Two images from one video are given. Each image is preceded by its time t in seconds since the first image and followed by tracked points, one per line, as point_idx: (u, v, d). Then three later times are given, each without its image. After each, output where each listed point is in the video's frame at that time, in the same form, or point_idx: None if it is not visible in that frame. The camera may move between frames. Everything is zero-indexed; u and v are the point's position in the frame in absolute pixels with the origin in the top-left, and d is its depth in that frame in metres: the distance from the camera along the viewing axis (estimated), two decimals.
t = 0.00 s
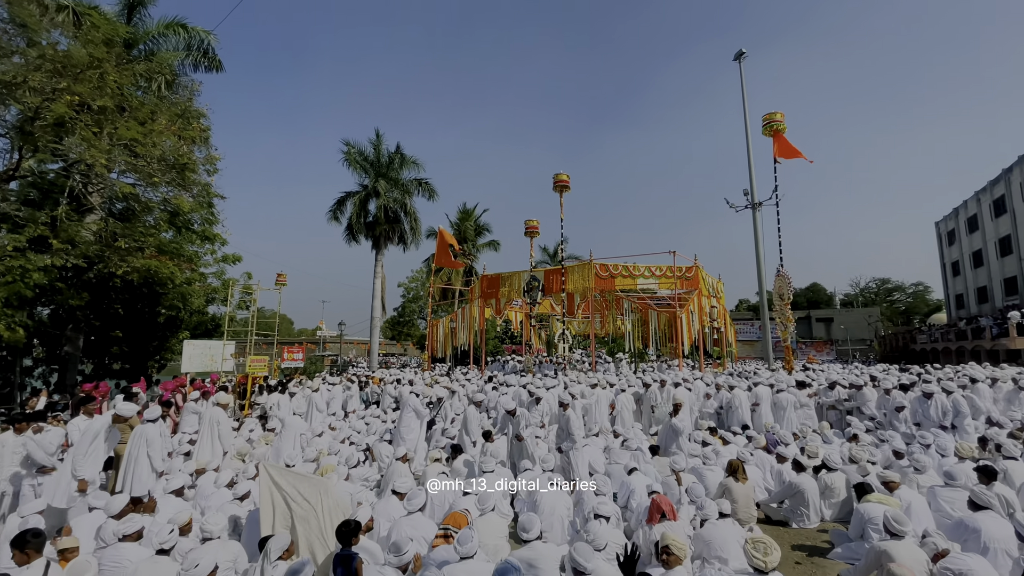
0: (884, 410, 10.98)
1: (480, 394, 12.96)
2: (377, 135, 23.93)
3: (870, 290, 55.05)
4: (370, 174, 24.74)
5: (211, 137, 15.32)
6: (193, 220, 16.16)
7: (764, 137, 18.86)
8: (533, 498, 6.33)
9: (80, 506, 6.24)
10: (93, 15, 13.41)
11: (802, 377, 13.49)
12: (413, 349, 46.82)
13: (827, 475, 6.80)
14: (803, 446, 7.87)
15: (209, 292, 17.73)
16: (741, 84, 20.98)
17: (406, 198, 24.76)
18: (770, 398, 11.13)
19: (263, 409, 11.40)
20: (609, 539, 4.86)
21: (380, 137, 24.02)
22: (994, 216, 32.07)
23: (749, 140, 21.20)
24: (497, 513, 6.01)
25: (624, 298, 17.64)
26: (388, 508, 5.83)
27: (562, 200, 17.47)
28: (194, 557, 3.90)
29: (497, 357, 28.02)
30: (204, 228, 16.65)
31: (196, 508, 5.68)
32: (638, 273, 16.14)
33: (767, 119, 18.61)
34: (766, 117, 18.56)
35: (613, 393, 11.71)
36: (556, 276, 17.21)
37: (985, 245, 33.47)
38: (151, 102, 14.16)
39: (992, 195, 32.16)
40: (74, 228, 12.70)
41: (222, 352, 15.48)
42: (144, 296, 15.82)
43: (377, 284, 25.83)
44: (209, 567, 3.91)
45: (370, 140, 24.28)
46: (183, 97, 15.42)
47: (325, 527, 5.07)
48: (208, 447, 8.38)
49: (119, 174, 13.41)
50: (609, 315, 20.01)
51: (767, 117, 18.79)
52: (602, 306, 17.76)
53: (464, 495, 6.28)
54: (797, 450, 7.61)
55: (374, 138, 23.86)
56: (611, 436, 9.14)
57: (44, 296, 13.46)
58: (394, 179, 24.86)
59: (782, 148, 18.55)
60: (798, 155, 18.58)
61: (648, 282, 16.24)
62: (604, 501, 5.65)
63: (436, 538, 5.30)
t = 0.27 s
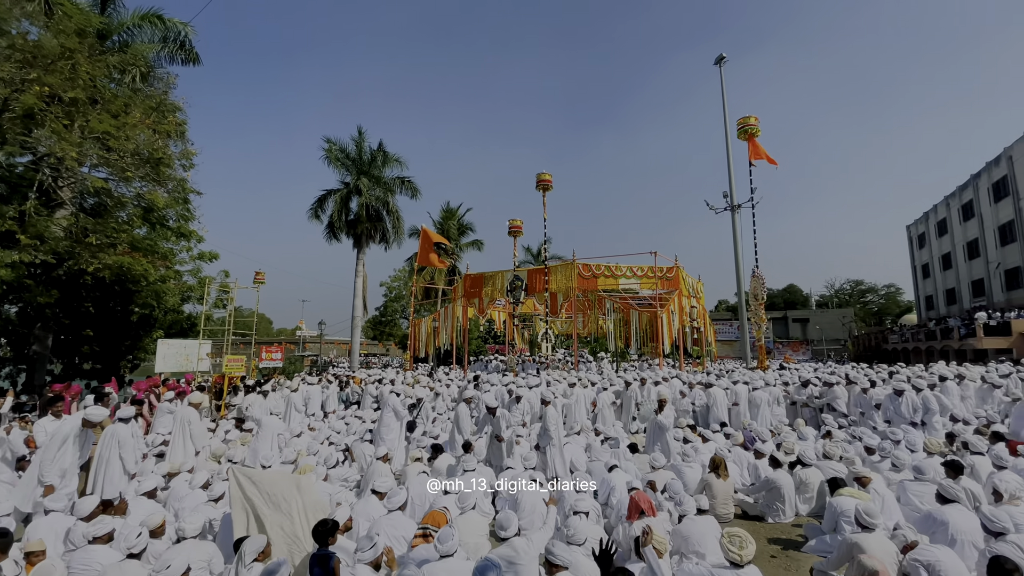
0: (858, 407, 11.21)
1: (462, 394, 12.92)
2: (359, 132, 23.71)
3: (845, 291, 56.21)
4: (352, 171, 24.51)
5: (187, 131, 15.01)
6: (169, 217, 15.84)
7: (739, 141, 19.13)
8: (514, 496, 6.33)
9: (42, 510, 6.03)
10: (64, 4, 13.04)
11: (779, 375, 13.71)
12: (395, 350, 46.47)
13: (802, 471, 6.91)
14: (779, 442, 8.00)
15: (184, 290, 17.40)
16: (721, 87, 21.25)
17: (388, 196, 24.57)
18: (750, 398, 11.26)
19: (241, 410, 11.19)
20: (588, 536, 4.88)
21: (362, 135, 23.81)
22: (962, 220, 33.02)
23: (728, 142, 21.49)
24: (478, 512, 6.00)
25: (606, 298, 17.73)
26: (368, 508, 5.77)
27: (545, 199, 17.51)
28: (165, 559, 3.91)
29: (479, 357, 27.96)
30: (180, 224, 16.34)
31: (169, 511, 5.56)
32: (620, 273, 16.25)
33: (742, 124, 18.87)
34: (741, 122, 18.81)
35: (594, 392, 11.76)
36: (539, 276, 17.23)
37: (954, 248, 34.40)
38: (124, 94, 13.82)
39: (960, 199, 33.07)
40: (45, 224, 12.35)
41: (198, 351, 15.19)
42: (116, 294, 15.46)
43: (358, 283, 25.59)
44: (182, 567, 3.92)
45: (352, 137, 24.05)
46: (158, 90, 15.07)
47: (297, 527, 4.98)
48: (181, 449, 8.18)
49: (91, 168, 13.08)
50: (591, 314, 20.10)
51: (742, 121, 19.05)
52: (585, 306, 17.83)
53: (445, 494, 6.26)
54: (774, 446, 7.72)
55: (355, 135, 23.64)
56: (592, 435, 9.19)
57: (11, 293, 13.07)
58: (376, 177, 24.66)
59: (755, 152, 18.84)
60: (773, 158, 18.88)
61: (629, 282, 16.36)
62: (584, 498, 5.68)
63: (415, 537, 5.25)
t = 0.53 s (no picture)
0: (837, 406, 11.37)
1: (446, 393, 12.85)
2: (344, 130, 23.50)
3: (825, 292, 57.09)
4: (336, 169, 24.29)
5: (166, 126, 14.74)
6: (146, 213, 15.54)
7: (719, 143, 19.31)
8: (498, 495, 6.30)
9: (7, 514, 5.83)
10: None
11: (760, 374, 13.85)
12: (379, 350, 46.15)
13: (782, 467, 6.99)
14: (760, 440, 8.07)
15: (161, 288, 17.13)
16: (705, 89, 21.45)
17: (373, 194, 24.37)
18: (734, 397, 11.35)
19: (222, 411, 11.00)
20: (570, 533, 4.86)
21: (346, 132, 23.59)
22: (937, 222, 33.74)
23: (711, 144, 21.69)
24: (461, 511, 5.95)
25: (591, 298, 17.77)
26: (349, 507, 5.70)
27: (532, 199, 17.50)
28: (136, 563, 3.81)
29: (464, 356, 27.87)
30: (158, 221, 16.05)
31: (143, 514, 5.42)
32: (605, 273, 16.29)
33: (722, 126, 19.07)
34: (721, 125, 19.01)
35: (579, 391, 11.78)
36: (525, 275, 17.20)
37: (929, 250, 35.12)
38: (100, 87, 13.52)
39: (936, 202, 33.78)
40: (17, 219, 12.02)
41: (176, 351, 14.94)
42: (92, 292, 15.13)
43: (342, 282, 25.36)
44: (154, 570, 3.83)
45: (336, 135, 23.82)
46: (136, 84, 14.79)
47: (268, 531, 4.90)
48: (154, 450, 7.98)
49: (65, 162, 12.79)
50: (576, 314, 20.13)
51: (722, 123, 19.25)
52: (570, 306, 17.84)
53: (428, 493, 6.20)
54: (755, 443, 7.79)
55: (340, 133, 23.42)
56: (576, 433, 9.19)
57: None
58: (361, 175, 24.46)
59: (736, 153, 19.04)
60: (753, 159, 19.08)
61: (615, 282, 16.41)
62: (567, 496, 5.66)
63: (396, 537, 5.19)
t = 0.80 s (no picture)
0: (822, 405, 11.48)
1: (434, 393, 12.79)
2: (332, 128, 23.32)
3: (810, 292, 57.76)
4: (324, 167, 24.09)
5: (149, 122, 14.50)
6: (128, 210, 15.30)
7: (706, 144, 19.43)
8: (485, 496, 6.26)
9: None
10: None
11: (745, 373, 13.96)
12: (367, 350, 45.89)
13: (768, 466, 7.04)
14: (746, 439, 8.14)
15: (143, 286, 16.89)
16: (694, 91, 21.60)
17: (361, 193, 24.20)
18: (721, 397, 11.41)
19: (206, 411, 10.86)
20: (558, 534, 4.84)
21: (334, 130, 23.41)
22: (919, 224, 34.28)
23: (699, 145, 21.82)
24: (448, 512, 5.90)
25: (580, 298, 17.78)
26: (334, 509, 5.63)
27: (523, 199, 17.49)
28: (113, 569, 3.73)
29: (453, 356, 27.77)
30: (140, 219, 15.80)
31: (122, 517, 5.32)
32: (594, 273, 16.33)
33: (709, 127, 19.22)
34: (708, 126, 19.15)
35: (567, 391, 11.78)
36: (514, 275, 17.18)
37: (910, 252, 35.69)
38: (82, 81, 13.27)
39: (917, 204, 34.33)
40: None
41: (159, 351, 14.72)
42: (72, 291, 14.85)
43: (329, 281, 25.15)
44: None
45: (324, 132, 23.63)
46: (118, 79, 14.56)
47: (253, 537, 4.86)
48: (131, 452, 7.81)
49: (45, 158, 12.54)
50: (565, 314, 20.14)
51: (709, 125, 19.40)
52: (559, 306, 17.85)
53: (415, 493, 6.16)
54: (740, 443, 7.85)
55: (328, 130, 23.24)
56: (564, 434, 9.19)
57: None
58: (349, 173, 24.29)
59: (722, 155, 19.19)
60: (740, 161, 19.24)
61: (603, 282, 16.44)
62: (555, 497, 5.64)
63: (382, 539, 5.14)
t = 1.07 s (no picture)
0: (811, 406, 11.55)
1: (425, 394, 12.72)
2: (322, 126, 23.16)
3: (798, 293, 58.24)
4: (314, 166, 23.94)
5: (135, 120, 14.32)
6: (114, 209, 15.10)
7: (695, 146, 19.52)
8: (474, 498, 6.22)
9: None
10: None
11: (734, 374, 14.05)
12: (357, 350, 45.65)
13: (757, 467, 7.09)
14: (736, 440, 8.16)
15: (128, 286, 16.65)
16: (685, 92, 21.71)
17: (352, 192, 24.06)
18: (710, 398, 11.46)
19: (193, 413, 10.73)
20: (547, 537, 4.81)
21: (325, 129, 23.25)
22: (906, 226, 34.68)
23: (690, 146, 21.91)
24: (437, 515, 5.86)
25: (571, 298, 17.78)
26: (322, 513, 5.58)
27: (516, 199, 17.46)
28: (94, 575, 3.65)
29: (444, 357, 27.67)
30: (126, 218, 15.59)
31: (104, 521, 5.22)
32: (586, 274, 16.34)
33: (698, 129, 19.31)
34: (697, 128, 19.24)
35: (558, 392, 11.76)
36: (506, 275, 17.14)
37: (897, 253, 36.09)
38: (67, 78, 13.08)
39: (904, 206, 34.73)
40: None
41: (145, 352, 14.54)
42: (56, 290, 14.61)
43: (319, 281, 24.98)
44: None
45: (314, 131, 23.47)
46: (105, 76, 14.38)
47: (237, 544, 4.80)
48: (113, 456, 7.68)
49: (28, 156, 12.32)
50: (557, 314, 20.13)
51: (698, 127, 19.48)
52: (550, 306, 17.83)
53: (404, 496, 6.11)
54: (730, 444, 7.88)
55: (318, 129, 23.08)
56: (554, 435, 9.17)
57: None
58: (340, 172, 24.14)
59: (711, 157, 19.27)
60: (729, 162, 19.35)
61: (595, 282, 16.45)
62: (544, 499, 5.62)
63: (370, 543, 5.10)
